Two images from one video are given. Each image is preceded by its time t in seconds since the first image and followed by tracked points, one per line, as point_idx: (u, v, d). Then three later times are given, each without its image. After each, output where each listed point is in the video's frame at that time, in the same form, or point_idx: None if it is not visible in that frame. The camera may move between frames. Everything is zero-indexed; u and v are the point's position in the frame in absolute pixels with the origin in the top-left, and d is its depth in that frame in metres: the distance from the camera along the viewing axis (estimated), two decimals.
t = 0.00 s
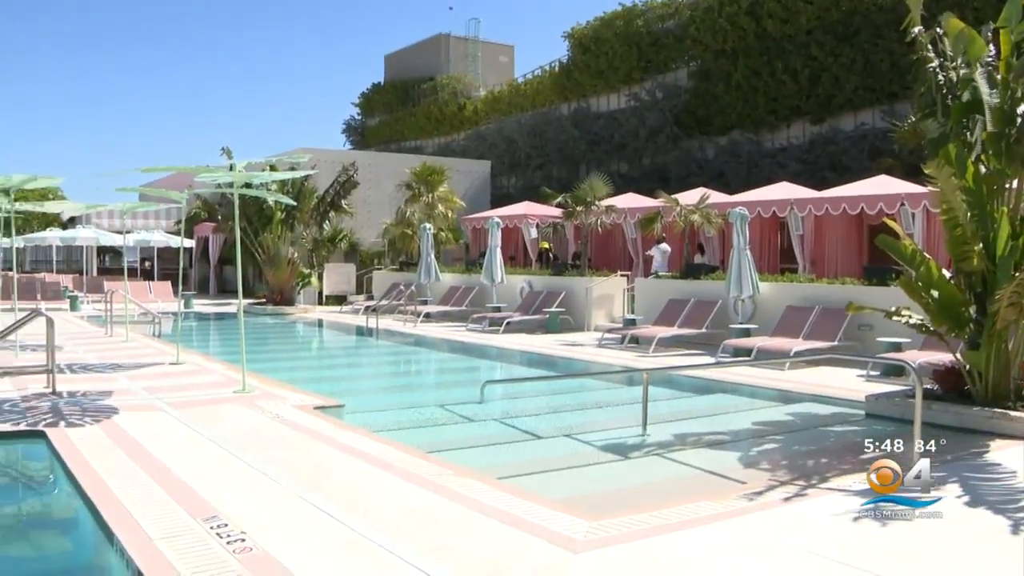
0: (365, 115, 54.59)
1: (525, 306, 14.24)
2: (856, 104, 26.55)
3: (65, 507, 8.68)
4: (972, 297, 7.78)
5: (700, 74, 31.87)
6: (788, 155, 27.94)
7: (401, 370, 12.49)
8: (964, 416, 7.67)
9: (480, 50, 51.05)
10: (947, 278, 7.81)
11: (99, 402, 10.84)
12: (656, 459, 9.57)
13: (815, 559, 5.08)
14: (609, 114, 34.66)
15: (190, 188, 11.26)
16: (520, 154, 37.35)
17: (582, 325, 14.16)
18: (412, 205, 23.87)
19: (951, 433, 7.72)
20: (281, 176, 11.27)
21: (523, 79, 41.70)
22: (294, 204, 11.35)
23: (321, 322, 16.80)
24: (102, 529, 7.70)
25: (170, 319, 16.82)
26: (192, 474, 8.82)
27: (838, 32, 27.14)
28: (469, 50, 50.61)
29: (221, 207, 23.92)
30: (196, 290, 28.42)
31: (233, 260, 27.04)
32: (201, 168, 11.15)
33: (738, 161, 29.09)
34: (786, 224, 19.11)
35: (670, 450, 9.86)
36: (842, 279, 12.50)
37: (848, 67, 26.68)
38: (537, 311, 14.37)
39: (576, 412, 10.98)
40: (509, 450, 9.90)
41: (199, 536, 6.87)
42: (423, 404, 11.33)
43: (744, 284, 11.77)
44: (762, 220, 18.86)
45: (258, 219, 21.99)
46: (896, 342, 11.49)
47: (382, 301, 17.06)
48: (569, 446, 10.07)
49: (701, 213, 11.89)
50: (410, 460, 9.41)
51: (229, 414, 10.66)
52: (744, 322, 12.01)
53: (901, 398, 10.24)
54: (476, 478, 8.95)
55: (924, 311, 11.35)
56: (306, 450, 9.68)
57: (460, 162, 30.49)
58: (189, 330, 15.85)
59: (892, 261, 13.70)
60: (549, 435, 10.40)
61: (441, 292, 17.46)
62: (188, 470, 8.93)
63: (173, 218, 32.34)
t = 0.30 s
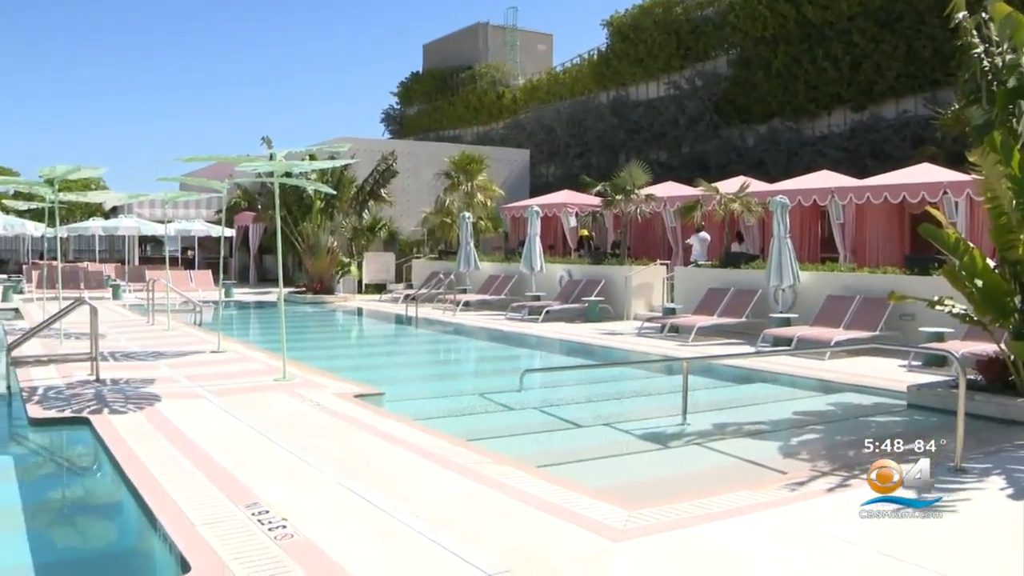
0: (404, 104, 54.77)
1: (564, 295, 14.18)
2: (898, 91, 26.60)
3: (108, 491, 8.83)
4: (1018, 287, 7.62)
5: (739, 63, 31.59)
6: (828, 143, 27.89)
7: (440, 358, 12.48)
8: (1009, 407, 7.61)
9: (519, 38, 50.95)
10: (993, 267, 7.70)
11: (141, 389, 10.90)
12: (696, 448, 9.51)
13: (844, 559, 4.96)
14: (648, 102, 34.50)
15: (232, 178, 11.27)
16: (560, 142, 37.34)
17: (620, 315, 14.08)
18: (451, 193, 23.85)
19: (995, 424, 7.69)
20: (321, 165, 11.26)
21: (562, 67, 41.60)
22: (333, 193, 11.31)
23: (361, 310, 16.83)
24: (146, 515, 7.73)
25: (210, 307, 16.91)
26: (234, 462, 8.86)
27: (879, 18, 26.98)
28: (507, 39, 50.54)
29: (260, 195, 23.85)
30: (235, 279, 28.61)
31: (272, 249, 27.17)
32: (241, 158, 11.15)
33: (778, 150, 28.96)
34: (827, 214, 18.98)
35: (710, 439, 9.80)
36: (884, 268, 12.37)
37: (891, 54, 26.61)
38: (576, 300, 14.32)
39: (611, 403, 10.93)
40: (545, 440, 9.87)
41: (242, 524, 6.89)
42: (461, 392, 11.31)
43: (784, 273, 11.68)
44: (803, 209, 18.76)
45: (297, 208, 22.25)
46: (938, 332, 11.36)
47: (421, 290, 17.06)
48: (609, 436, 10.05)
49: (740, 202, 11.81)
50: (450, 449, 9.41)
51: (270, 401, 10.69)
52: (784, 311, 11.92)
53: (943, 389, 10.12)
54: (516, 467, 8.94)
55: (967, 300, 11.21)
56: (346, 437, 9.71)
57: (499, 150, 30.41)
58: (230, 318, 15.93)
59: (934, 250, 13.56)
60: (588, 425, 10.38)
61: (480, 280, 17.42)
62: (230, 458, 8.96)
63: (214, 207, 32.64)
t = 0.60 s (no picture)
0: (448, 94, 54.85)
1: (608, 285, 14.12)
2: (946, 79, 26.35)
3: (155, 479, 8.91)
4: None
5: (783, 51, 31.21)
6: (874, 132, 27.70)
7: (484, 348, 12.47)
8: None
9: (562, 28, 50.76)
10: None
11: (188, 377, 10.98)
12: (741, 439, 9.46)
13: (856, 560, 4.84)
14: (692, 91, 34.19)
15: (277, 167, 11.26)
16: (604, 132, 37.22)
17: (665, 305, 14.00)
18: (494, 183, 23.85)
19: None
20: (366, 155, 11.26)
21: (606, 56, 41.37)
22: (378, 183, 11.31)
23: (405, 300, 16.87)
24: (193, 503, 7.79)
25: (255, 296, 17.01)
26: (280, 449, 8.91)
27: (927, 4, 26.71)
28: (550, 28, 50.34)
29: (305, 185, 24.07)
30: (279, 268, 28.82)
31: (315, 239, 27.31)
32: (286, 147, 11.15)
33: (824, 139, 28.98)
34: (873, 204, 18.82)
35: (755, 430, 9.73)
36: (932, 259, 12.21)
37: (939, 41, 26.33)
38: (620, 290, 14.26)
39: (654, 394, 10.90)
40: (590, 429, 9.86)
41: (289, 512, 6.90)
42: (504, 381, 11.33)
43: (830, 264, 11.57)
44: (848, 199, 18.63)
45: (341, 198, 22.28)
46: (987, 324, 11.20)
47: (465, 280, 17.04)
48: (653, 426, 10.02)
49: (786, 191, 11.70)
50: (495, 438, 9.41)
51: (315, 390, 10.71)
52: (829, 302, 11.83)
53: (992, 381, 9.98)
54: (561, 456, 8.92)
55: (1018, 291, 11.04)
56: (392, 426, 9.73)
57: (543, 141, 30.30)
58: (275, 307, 16.01)
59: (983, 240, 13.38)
60: (632, 415, 10.35)
61: (524, 270, 17.36)
62: (276, 446, 9.02)
63: (258, 196, 32.90)
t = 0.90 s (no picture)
0: (494, 86, 55.13)
1: (655, 277, 14.05)
2: (999, 68, 26.09)
3: (204, 468, 8.99)
4: None
5: (832, 41, 31.02)
6: (925, 123, 27.49)
7: (531, 340, 12.45)
8: None
9: (608, 19, 50.86)
10: None
11: (237, 367, 11.06)
12: (789, 432, 9.37)
13: (869, 558, 4.77)
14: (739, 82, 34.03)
15: (324, 160, 11.26)
16: (650, 124, 37.15)
17: (712, 297, 13.89)
18: (541, 174, 23.87)
19: None
20: (413, 147, 11.30)
21: (653, 47, 41.31)
22: (425, 175, 11.35)
23: (452, 292, 16.91)
24: (243, 491, 7.85)
25: (303, 287, 17.14)
26: (328, 439, 8.97)
27: None
28: (596, 19, 50.45)
29: (355, 177, 24.64)
30: (326, 260, 29.05)
31: (363, 231, 27.48)
32: (333, 139, 11.16)
33: (873, 130, 28.74)
34: (923, 196, 18.63)
35: (804, 423, 9.63)
36: (985, 251, 11.99)
37: (993, 29, 26.04)
38: (667, 282, 14.16)
39: (699, 388, 10.83)
40: (636, 422, 9.81)
41: (337, 502, 6.92)
42: (551, 373, 11.35)
43: (880, 257, 11.42)
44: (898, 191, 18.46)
45: (389, 190, 22.61)
46: None
47: (512, 271, 17.00)
48: (701, 419, 9.95)
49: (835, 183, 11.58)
50: (542, 429, 9.41)
51: (362, 380, 10.77)
52: (879, 295, 11.68)
53: None
54: (608, 448, 8.88)
55: None
56: (440, 417, 9.76)
57: (590, 132, 30.18)
58: (323, 298, 16.10)
59: None
60: (680, 408, 10.30)
61: (570, 262, 17.29)
62: (324, 435, 9.09)
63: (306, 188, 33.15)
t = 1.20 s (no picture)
0: (539, 78, 55.28)
1: (701, 269, 13.97)
2: None
3: (251, 460, 9.03)
4: None
5: (880, 31, 30.83)
6: (976, 114, 27.33)
7: (577, 333, 12.45)
8: None
9: (654, 10, 50.70)
10: None
11: (284, 358, 11.12)
12: (837, 426, 9.27)
13: (874, 555, 4.75)
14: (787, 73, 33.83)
15: (370, 153, 11.25)
16: (696, 116, 36.86)
17: (758, 290, 13.81)
18: (587, 167, 23.89)
19: None
20: (459, 140, 11.32)
21: (699, 38, 41.22)
22: (470, 167, 11.37)
23: (497, 284, 16.93)
24: (291, 481, 7.90)
25: (350, 279, 17.27)
26: (375, 430, 9.00)
27: None
28: (642, 10, 50.32)
29: (399, 170, 24.46)
30: (374, 253, 29.26)
31: (409, 223, 27.64)
32: (379, 131, 11.19)
33: (922, 121, 28.53)
34: (975, 188, 18.48)
35: (852, 418, 9.53)
36: None
37: None
38: (713, 275, 14.09)
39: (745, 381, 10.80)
40: (683, 414, 9.77)
41: (384, 493, 6.94)
42: (598, 365, 11.36)
43: (929, 250, 11.27)
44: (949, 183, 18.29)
45: (435, 182, 22.51)
46: None
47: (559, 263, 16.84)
48: (748, 412, 9.89)
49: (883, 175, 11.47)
50: (587, 421, 9.39)
51: (410, 372, 10.81)
52: (928, 289, 11.54)
53: None
54: (655, 441, 8.84)
55: None
56: (485, 408, 9.77)
57: (638, 125, 30.05)
58: (369, 290, 16.19)
59: None
60: (727, 401, 10.24)
61: (616, 255, 17.21)
62: (372, 426, 9.12)
63: (351, 180, 33.35)
